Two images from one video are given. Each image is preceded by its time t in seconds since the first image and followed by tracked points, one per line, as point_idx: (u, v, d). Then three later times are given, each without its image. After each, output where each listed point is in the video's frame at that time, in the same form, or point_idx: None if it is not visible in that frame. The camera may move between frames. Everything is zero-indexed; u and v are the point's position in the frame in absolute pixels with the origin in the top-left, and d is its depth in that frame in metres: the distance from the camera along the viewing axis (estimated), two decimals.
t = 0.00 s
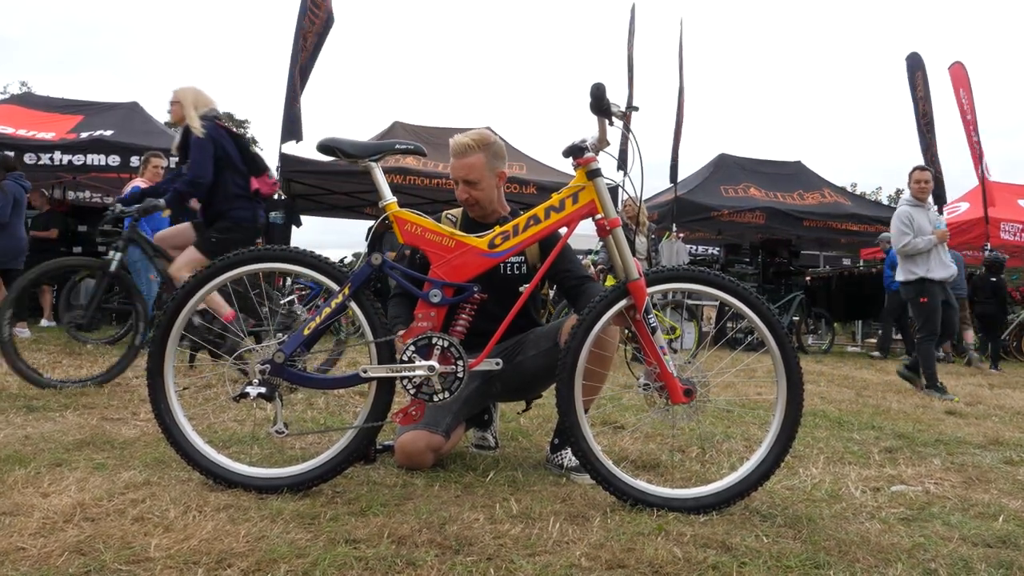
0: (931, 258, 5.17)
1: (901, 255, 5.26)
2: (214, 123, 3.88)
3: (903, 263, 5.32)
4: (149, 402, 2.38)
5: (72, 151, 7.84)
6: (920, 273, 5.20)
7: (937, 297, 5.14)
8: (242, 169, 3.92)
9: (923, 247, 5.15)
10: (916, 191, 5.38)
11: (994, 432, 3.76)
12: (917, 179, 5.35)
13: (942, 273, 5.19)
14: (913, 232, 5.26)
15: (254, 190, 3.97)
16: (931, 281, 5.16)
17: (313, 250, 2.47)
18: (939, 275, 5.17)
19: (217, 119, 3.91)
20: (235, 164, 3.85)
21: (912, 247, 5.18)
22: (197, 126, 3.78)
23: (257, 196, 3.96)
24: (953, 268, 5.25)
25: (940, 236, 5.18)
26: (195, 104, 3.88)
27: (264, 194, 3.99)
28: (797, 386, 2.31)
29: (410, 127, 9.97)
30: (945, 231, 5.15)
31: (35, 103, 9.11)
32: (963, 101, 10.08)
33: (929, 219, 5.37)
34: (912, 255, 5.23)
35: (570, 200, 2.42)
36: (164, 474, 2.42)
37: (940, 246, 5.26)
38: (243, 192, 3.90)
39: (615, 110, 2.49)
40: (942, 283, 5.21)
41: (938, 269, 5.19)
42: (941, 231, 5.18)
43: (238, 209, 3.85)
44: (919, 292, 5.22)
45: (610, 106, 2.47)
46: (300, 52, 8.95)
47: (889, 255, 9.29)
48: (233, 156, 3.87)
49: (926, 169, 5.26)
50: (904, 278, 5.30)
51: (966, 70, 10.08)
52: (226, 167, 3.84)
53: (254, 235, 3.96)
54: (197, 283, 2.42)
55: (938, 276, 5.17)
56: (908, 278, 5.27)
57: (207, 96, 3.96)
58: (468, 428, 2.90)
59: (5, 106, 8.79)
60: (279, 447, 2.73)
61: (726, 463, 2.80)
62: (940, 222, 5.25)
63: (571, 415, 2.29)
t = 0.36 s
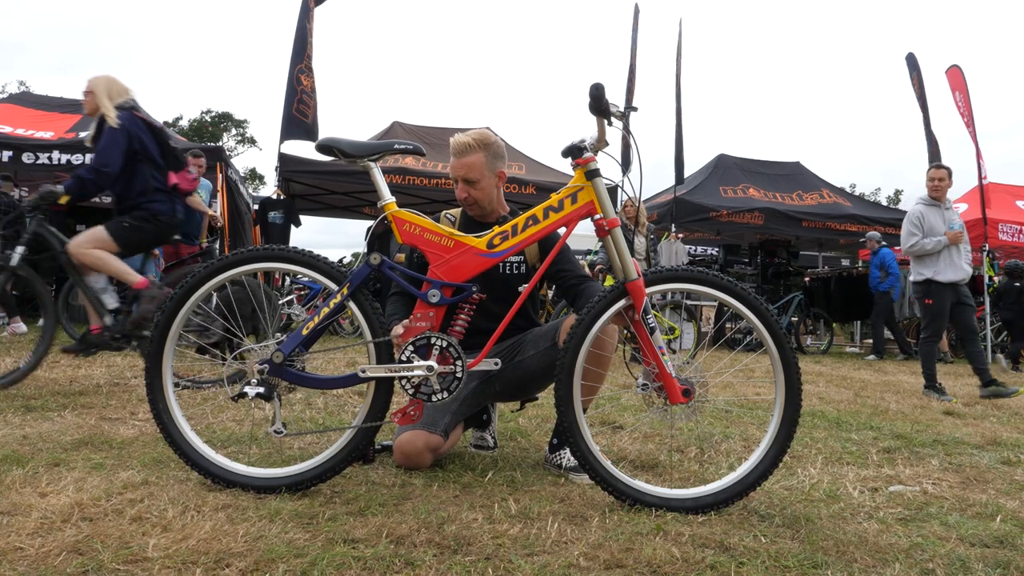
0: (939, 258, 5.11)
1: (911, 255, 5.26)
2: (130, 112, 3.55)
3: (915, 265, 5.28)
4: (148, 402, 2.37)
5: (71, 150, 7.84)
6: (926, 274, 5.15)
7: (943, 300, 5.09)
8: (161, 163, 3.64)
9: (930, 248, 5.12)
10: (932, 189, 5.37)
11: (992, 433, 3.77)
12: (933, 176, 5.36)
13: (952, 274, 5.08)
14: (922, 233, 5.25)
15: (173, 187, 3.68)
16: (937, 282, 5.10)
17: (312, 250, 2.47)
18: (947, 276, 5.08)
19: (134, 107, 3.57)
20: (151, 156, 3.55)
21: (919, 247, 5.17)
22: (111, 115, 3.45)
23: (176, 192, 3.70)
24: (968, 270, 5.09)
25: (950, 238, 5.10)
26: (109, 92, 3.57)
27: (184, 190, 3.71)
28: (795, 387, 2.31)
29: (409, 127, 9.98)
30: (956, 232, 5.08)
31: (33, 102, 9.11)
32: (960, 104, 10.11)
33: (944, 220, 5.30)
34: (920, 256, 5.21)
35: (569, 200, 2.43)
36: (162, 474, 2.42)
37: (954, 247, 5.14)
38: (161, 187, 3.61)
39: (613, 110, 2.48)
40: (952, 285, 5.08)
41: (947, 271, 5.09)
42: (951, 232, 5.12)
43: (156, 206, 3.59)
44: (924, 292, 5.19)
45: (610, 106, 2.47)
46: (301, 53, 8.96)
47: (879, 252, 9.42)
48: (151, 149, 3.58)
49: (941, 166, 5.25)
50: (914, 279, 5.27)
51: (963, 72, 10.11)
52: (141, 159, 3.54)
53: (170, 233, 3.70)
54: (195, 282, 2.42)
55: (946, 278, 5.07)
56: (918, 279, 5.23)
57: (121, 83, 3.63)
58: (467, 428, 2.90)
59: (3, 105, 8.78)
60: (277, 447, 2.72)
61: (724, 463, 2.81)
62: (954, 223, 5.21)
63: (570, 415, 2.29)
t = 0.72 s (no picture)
0: (959, 259, 5.06)
1: (931, 256, 5.24)
2: (32, 100, 3.62)
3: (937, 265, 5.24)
4: (148, 402, 2.37)
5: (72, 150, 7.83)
6: (945, 274, 5.11)
7: (961, 302, 5.03)
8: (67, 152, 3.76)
9: (949, 248, 5.08)
10: (958, 189, 5.29)
11: (992, 433, 3.77)
12: (959, 176, 5.30)
13: (971, 275, 5.01)
14: (943, 233, 5.20)
15: (79, 175, 3.83)
16: (955, 283, 5.05)
17: (312, 250, 2.47)
18: (966, 278, 5.01)
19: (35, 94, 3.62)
20: (56, 146, 3.67)
21: (937, 247, 5.14)
22: (10, 101, 3.52)
23: (82, 180, 3.85)
24: (990, 272, 4.98)
25: (970, 238, 5.02)
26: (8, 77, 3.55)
27: (91, 179, 3.87)
28: (796, 387, 2.31)
29: (410, 127, 9.99)
30: (976, 232, 5.00)
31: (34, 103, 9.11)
32: (961, 102, 10.09)
33: (969, 220, 5.21)
34: (941, 256, 5.16)
35: (569, 200, 2.43)
36: (163, 474, 2.42)
37: (976, 247, 5.06)
38: (66, 175, 3.76)
39: (613, 110, 2.48)
40: (973, 287, 5.01)
41: (967, 272, 5.02)
42: (972, 232, 5.01)
43: (61, 191, 3.75)
44: (943, 294, 5.14)
45: (610, 106, 2.47)
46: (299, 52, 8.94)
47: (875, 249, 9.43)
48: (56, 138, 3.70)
49: (966, 165, 5.21)
50: (936, 281, 5.23)
51: (963, 71, 10.10)
52: (45, 148, 3.65)
53: (78, 220, 3.86)
54: (196, 283, 2.42)
55: (965, 279, 5.01)
56: (939, 280, 5.19)
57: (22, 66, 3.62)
58: (467, 428, 2.90)
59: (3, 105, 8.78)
60: (278, 447, 2.73)
61: (725, 463, 2.80)
62: (978, 223, 5.11)
63: (570, 415, 2.29)
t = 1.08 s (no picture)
0: (988, 256, 5.03)
1: (959, 253, 5.21)
2: None
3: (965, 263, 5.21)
4: (149, 402, 2.37)
5: (72, 151, 7.76)
6: (973, 272, 5.07)
7: (997, 299, 4.95)
8: None
9: (978, 245, 5.05)
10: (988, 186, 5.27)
11: (992, 432, 3.77)
12: (989, 173, 5.27)
13: (1001, 273, 4.97)
14: (971, 230, 5.17)
15: None
16: (985, 280, 5.00)
17: (313, 251, 2.47)
18: (997, 275, 4.98)
19: None
20: None
21: (966, 244, 5.11)
22: None
23: None
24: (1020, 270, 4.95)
25: (1000, 235, 4.99)
26: None
27: None
28: (795, 387, 2.31)
29: (410, 127, 9.99)
30: (1007, 229, 4.97)
31: (34, 102, 9.12)
32: (960, 101, 10.09)
33: (998, 217, 5.18)
34: (969, 253, 5.14)
35: (568, 201, 2.43)
36: (163, 474, 2.41)
37: (1005, 245, 5.03)
38: None
39: (612, 110, 2.48)
40: (1003, 284, 4.97)
41: (996, 269, 4.98)
42: (1000, 229, 4.99)
43: None
44: (976, 292, 5.08)
45: (609, 106, 2.47)
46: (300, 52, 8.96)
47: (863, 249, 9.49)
48: None
49: (998, 162, 5.19)
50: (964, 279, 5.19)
51: (963, 69, 10.09)
52: None
53: None
54: (197, 283, 2.41)
55: (994, 276, 4.98)
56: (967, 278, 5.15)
57: None
58: (467, 428, 2.90)
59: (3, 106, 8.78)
60: (278, 447, 2.73)
61: (725, 463, 2.80)
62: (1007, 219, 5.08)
63: (570, 415, 2.29)
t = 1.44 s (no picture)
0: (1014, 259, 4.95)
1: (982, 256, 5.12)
2: None
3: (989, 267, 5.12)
4: (149, 401, 2.37)
5: (73, 149, 7.75)
6: (1000, 276, 4.98)
7: None
8: None
9: (1005, 248, 4.96)
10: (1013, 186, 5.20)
11: (993, 433, 3.77)
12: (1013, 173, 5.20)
13: None
14: (997, 231, 5.07)
15: None
16: (1013, 285, 4.89)
17: (313, 250, 2.47)
18: None
19: None
20: None
21: (991, 247, 5.02)
22: None
23: None
24: None
25: None
26: None
27: None
28: (795, 388, 2.31)
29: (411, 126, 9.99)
30: None
31: (35, 101, 9.13)
32: (963, 102, 10.08)
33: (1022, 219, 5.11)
34: (994, 256, 5.06)
35: (569, 200, 2.43)
36: (163, 473, 2.42)
37: None
38: None
39: (613, 110, 2.48)
40: None
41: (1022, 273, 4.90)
42: None
43: None
44: (1003, 296, 4.96)
45: (610, 106, 2.47)
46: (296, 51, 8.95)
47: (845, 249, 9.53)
48: None
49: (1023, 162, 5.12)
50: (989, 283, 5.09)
51: (966, 71, 10.08)
52: None
53: None
54: (197, 282, 2.41)
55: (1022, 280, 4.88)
56: (992, 282, 5.05)
57: None
58: (467, 428, 2.90)
59: (5, 104, 8.78)
60: (278, 446, 2.73)
61: (726, 464, 2.80)
62: None
63: (570, 414, 2.29)
